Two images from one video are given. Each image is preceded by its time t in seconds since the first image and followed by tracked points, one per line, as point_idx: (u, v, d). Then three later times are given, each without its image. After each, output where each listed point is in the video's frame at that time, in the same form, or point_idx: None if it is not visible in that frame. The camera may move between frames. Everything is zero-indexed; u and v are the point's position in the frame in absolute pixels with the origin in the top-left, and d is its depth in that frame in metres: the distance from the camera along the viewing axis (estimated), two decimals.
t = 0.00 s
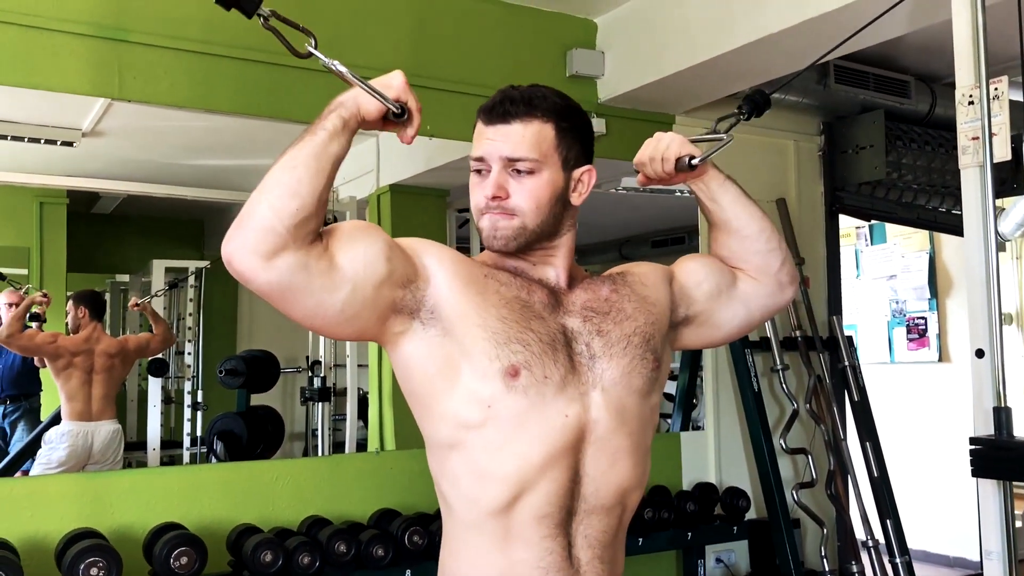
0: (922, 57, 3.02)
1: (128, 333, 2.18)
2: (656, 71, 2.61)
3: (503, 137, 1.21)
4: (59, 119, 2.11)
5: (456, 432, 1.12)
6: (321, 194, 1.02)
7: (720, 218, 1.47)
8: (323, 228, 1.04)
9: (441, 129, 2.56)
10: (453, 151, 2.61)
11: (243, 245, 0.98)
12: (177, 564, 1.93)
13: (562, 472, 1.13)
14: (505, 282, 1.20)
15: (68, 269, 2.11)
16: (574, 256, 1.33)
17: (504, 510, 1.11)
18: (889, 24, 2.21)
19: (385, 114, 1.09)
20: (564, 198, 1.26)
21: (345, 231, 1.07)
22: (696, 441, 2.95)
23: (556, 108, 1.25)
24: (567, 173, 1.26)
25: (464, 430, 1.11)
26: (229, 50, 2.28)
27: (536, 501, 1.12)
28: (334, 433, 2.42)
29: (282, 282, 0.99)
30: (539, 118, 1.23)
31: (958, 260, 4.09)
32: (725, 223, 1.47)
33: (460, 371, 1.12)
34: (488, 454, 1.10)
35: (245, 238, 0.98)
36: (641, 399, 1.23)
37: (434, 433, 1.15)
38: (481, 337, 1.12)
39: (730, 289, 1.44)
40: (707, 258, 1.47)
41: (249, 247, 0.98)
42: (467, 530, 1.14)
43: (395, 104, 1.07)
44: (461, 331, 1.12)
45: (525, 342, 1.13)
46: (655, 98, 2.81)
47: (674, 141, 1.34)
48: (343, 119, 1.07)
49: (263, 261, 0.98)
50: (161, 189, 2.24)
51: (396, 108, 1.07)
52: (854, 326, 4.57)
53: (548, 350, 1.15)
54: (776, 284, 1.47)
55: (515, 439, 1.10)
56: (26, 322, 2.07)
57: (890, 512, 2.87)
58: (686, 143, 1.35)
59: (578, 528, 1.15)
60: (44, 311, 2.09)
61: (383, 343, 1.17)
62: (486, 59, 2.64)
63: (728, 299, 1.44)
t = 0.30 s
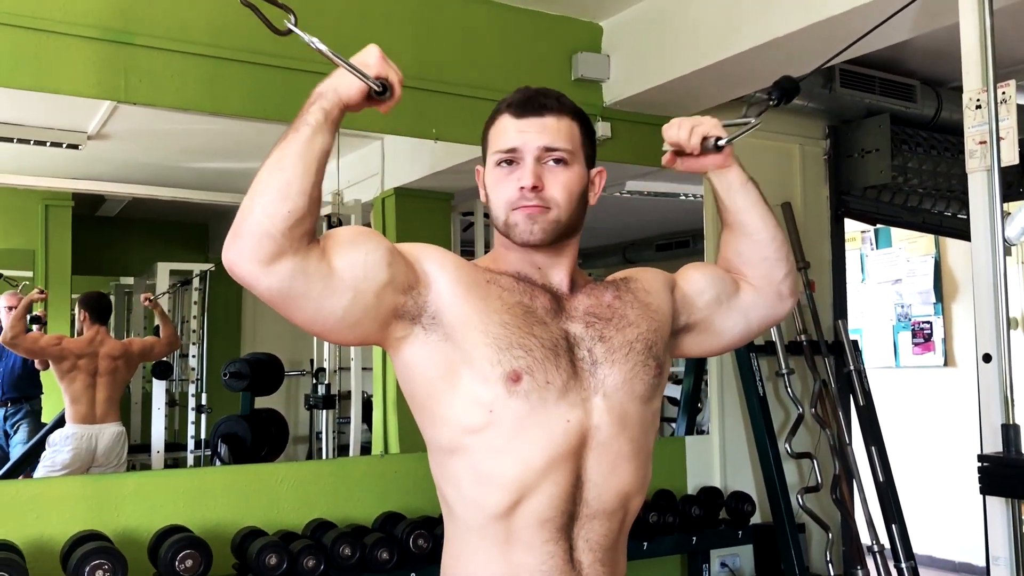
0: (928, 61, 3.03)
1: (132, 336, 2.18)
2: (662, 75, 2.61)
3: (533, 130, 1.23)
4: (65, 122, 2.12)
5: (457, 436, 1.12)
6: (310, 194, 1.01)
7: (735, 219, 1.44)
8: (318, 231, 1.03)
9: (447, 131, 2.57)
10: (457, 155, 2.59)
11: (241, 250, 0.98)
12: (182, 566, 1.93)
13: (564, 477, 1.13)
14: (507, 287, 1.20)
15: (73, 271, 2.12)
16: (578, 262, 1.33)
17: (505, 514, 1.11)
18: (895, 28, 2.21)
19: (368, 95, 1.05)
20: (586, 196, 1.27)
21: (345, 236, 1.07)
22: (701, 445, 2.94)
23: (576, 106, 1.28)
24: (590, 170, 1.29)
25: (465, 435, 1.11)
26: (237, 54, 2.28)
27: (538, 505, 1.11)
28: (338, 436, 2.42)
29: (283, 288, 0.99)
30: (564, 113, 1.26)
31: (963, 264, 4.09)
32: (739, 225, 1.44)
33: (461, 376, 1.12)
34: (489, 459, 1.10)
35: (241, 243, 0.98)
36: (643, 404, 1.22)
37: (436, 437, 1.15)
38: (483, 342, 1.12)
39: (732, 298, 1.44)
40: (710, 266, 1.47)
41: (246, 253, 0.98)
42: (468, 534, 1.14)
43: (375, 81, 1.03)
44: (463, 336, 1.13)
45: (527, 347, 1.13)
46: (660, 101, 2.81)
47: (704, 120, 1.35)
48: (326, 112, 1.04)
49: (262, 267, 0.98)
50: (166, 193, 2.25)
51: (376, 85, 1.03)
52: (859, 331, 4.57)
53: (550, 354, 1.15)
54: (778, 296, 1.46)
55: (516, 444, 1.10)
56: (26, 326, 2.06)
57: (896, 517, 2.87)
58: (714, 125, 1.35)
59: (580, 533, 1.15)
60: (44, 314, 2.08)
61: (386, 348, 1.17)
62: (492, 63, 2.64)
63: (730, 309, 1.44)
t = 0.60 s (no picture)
0: (932, 63, 3.02)
1: (135, 337, 2.19)
2: (666, 77, 2.61)
3: (560, 124, 1.29)
4: (68, 124, 2.12)
5: (461, 441, 1.12)
6: (267, 186, 0.96)
7: (767, 208, 1.44)
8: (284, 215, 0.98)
9: (450, 134, 2.56)
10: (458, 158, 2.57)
11: (232, 264, 0.95)
12: (185, 569, 1.93)
13: (569, 481, 1.12)
14: (508, 290, 1.20)
15: (76, 273, 2.12)
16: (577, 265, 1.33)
17: (510, 519, 1.11)
18: (900, 29, 2.21)
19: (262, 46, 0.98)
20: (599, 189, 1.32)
21: (333, 238, 1.06)
22: (705, 447, 2.93)
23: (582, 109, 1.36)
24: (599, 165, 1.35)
25: (469, 439, 1.11)
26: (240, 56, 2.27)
27: (544, 509, 1.11)
28: (342, 438, 2.43)
29: (282, 294, 0.98)
30: (579, 114, 1.34)
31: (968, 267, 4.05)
32: (767, 215, 1.44)
33: (463, 380, 1.12)
34: (493, 463, 1.10)
35: (229, 256, 0.95)
36: (647, 405, 1.22)
37: (440, 442, 1.14)
38: (485, 345, 1.12)
39: (733, 301, 1.43)
40: (715, 272, 1.46)
41: (237, 264, 0.95)
42: (474, 540, 1.13)
43: (266, 24, 0.97)
44: (465, 339, 1.12)
45: (530, 349, 1.13)
46: (664, 103, 2.81)
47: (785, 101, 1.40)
48: (243, 92, 0.97)
49: (257, 274, 0.96)
50: (169, 196, 2.22)
51: (268, 28, 0.97)
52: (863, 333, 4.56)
53: (553, 357, 1.15)
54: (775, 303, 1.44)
55: (520, 448, 1.10)
56: (26, 329, 2.05)
57: (900, 520, 2.86)
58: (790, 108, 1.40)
59: (586, 537, 1.14)
60: (44, 318, 2.07)
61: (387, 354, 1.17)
62: (496, 65, 2.64)
63: (730, 311, 1.43)
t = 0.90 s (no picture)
0: (932, 65, 3.02)
1: (135, 339, 2.18)
2: (665, 79, 2.61)
3: (557, 125, 1.29)
4: (69, 126, 2.12)
5: (457, 446, 1.12)
6: (226, 188, 0.94)
7: (781, 207, 1.46)
8: (250, 211, 0.97)
9: (450, 137, 2.56)
10: (460, 159, 2.58)
11: (218, 274, 0.95)
12: (185, 572, 1.93)
13: (566, 485, 1.12)
14: (503, 294, 1.20)
15: (76, 276, 2.13)
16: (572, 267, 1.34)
17: (508, 524, 1.11)
18: (900, 31, 2.21)
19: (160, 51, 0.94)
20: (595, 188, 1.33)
21: (324, 239, 1.06)
22: (705, 449, 2.93)
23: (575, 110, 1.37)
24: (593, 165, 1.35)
25: (465, 445, 1.11)
26: (241, 59, 2.28)
27: (542, 514, 1.11)
28: (342, 440, 2.43)
29: (275, 295, 0.99)
30: (575, 115, 1.35)
31: (968, 268, 4.05)
32: (778, 214, 1.46)
33: (457, 385, 1.12)
34: (489, 468, 1.10)
35: (213, 266, 0.95)
36: (643, 408, 1.22)
37: (436, 447, 1.15)
38: (478, 349, 1.12)
39: (728, 297, 1.43)
40: (712, 265, 1.46)
41: (223, 272, 0.95)
42: (472, 546, 1.13)
43: (156, 27, 0.92)
44: (458, 345, 1.13)
45: (524, 354, 1.13)
46: (663, 105, 2.81)
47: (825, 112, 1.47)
48: (165, 101, 0.94)
49: (248, 279, 0.97)
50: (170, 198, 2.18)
51: (159, 32, 0.92)
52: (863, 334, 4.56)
53: (548, 360, 1.15)
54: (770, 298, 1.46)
55: (515, 453, 1.10)
56: (26, 331, 2.06)
57: (901, 522, 2.85)
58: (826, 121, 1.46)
59: (585, 541, 1.14)
60: (44, 319, 2.08)
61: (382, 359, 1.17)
62: (496, 67, 2.64)
63: (726, 307, 1.43)
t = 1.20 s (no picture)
0: (934, 65, 3.02)
1: (137, 340, 2.19)
2: (667, 80, 2.61)
3: (560, 122, 1.29)
4: (71, 127, 2.11)
5: (461, 447, 1.12)
6: (204, 187, 0.93)
7: (800, 212, 1.49)
8: (234, 201, 0.97)
9: (452, 138, 2.57)
10: (463, 160, 2.59)
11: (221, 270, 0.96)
12: (188, 573, 1.93)
13: (570, 487, 1.12)
14: (508, 294, 1.20)
15: (81, 277, 2.14)
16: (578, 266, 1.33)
17: (511, 525, 1.11)
18: (902, 31, 2.21)
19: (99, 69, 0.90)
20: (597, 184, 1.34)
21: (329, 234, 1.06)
22: (707, 450, 2.93)
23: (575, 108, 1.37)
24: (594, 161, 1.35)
25: (468, 446, 1.11)
26: (244, 61, 2.28)
27: (545, 516, 1.11)
28: (344, 441, 2.43)
29: (279, 290, 0.99)
30: (576, 113, 1.35)
31: (970, 269, 4.05)
32: (797, 218, 1.49)
33: (462, 386, 1.12)
34: (492, 469, 1.10)
35: (215, 265, 0.95)
36: (647, 411, 1.22)
37: (440, 448, 1.15)
38: (483, 351, 1.12)
39: (732, 288, 1.43)
40: (718, 258, 1.47)
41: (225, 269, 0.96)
42: (474, 546, 1.13)
43: (87, 45, 0.88)
44: (463, 345, 1.13)
45: (529, 355, 1.13)
46: (665, 106, 2.81)
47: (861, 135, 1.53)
48: (119, 115, 0.92)
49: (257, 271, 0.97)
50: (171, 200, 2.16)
51: (92, 50, 0.88)
52: (865, 335, 4.56)
53: (553, 362, 1.15)
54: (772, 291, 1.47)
55: (518, 455, 1.10)
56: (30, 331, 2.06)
57: (903, 523, 2.85)
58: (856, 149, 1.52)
59: (588, 543, 1.14)
60: (48, 321, 2.08)
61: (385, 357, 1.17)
62: (497, 69, 2.64)
63: (730, 300, 1.43)
